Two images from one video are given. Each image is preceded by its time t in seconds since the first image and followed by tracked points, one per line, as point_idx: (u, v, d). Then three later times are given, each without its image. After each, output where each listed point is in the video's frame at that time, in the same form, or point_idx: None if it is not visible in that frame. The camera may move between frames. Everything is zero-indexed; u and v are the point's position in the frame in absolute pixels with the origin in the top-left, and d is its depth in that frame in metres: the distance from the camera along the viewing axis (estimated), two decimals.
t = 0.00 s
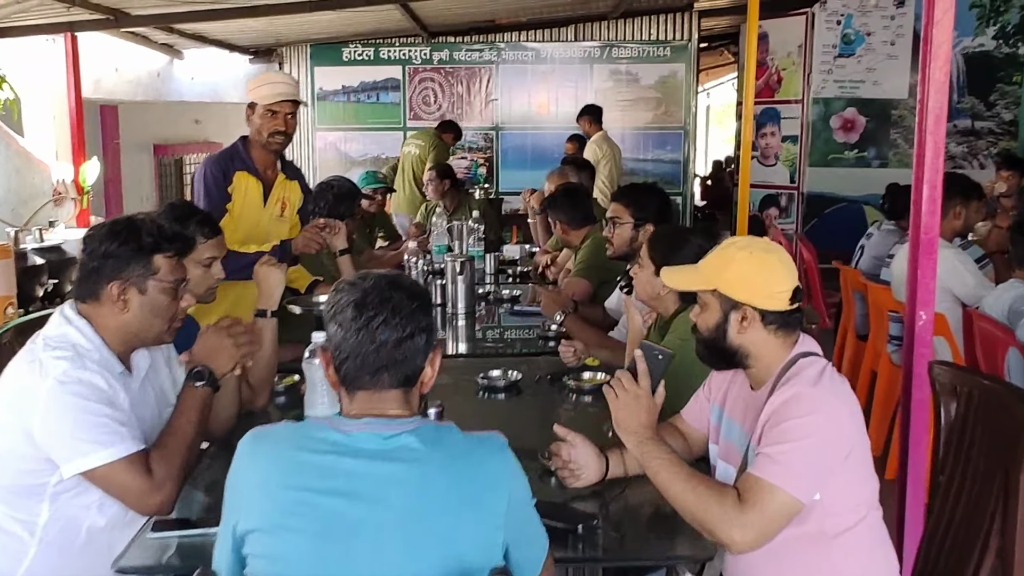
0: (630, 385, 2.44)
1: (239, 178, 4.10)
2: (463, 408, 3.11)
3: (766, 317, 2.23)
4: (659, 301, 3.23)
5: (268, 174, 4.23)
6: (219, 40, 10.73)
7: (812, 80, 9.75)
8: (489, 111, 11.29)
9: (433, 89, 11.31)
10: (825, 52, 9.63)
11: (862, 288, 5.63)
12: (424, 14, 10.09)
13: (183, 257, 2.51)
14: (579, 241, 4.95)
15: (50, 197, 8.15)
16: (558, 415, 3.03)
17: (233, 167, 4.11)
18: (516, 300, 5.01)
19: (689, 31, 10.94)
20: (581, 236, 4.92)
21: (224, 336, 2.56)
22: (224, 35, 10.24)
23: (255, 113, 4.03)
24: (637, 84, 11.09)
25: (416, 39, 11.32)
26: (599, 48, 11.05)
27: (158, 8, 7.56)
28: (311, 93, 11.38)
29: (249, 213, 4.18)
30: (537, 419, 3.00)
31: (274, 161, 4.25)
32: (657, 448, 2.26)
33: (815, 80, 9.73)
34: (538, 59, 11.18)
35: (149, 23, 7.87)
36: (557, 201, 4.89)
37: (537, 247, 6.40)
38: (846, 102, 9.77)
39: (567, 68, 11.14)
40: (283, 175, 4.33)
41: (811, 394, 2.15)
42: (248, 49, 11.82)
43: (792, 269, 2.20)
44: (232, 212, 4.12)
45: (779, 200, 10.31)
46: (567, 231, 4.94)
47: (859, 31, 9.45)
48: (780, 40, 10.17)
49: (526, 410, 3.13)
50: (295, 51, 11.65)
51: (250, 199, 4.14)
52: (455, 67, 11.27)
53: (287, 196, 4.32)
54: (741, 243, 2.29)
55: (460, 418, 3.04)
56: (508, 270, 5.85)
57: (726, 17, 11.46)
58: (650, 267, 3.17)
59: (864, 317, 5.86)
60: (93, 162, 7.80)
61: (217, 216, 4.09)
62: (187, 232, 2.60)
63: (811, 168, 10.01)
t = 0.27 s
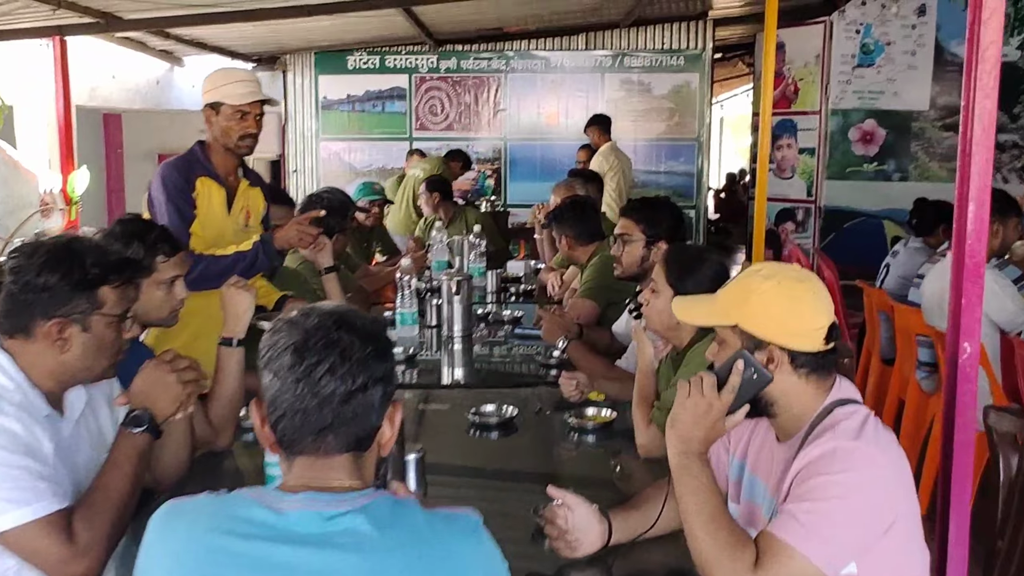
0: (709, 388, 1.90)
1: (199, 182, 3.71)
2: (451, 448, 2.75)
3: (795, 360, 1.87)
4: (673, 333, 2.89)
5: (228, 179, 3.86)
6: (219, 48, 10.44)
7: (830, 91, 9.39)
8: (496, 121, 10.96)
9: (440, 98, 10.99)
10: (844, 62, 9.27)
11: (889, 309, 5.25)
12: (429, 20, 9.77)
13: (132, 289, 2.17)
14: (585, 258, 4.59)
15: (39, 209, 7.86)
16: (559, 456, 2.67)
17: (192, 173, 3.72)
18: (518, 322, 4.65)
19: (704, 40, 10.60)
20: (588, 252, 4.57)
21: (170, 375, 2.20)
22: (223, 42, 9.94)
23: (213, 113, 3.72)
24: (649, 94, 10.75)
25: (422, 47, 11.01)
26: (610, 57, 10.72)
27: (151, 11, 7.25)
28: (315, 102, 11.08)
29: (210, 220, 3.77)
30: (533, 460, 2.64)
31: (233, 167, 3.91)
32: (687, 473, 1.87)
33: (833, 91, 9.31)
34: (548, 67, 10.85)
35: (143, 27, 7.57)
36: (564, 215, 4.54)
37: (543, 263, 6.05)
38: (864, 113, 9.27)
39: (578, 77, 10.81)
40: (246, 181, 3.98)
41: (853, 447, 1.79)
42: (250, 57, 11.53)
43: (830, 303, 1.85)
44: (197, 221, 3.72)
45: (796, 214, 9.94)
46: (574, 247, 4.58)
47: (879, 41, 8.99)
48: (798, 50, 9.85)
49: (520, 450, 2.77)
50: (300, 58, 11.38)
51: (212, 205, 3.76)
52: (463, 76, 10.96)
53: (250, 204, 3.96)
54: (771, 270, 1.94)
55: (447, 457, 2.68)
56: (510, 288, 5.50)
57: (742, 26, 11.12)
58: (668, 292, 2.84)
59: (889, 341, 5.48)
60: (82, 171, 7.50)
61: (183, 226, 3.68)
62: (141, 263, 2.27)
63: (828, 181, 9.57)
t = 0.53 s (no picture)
0: (736, 452, 1.63)
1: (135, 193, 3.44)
2: (432, 495, 2.44)
3: (820, 422, 1.56)
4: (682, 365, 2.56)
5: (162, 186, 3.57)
6: (217, 42, 10.15)
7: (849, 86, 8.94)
8: (503, 117, 10.64)
9: (446, 93, 10.67)
10: (863, 55, 8.82)
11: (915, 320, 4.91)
12: (433, 13, 9.44)
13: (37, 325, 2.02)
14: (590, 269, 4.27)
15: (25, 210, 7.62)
16: (553, 504, 2.36)
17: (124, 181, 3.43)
18: (517, 336, 4.34)
19: (718, 33, 10.25)
20: (591, 263, 4.25)
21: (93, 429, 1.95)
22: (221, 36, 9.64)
23: (146, 113, 3.43)
24: (661, 89, 10.41)
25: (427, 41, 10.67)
26: (621, 51, 10.38)
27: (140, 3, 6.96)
28: (318, 97, 10.78)
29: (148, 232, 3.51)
30: (522, 511, 2.32)
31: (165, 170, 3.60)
32: (691, 553, 1.66)
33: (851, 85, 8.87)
34: (557, 61, 10.52)
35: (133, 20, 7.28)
36: (566, 220, 4.21)
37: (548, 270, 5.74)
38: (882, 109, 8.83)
39: (588, 71, 10.47)
40: (180, 184, 3.68)
41: (889, 535, 1.45)
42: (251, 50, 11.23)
43: (862, 354, 1.55)
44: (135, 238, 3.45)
45: (813, 213, 9.60)
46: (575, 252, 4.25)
47: (900, 33, 8.54)
48: (814, 42, 9.54)
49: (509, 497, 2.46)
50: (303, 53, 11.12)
51: (148, 217, 3.47)
52: (468, 70, 10.62)
53: (186, 208, 3.69)
54: (785, 312, 1.65)
55: (427, 506, 2.37)
56: (510, 296, 5.19)
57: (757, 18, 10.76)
58: (677, 319, 2.51)
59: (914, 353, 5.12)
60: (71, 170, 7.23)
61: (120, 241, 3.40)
62: (49, 298, 2.10)
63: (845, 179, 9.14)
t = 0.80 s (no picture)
0: (717, 519, 1.51)
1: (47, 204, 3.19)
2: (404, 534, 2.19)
3: (824, 487, 1.40)
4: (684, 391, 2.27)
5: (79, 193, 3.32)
6: (227, 44, 9.92)
7: (876, 85, 8.53)
8: (519, 119, 10.35)
9: (461, 95, 10.39)
10: (891, 53, 8.42)
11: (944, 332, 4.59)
12: (446, 13, 9.18)
13: None
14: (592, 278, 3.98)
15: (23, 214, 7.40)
16: (537, 548, 2.08)
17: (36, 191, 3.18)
18: (515, 351, 4.04)
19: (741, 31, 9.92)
20: (594, 272, 3.95)
21: None
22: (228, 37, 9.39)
23: (68, 114, 3.20)
24: (682, 90, 10.09)
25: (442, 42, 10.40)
26: (640, 51, 10.07)
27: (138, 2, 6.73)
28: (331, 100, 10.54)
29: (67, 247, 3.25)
30: (502, 556, 2.05)
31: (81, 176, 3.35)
32: None
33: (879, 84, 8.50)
34: (574, 62, 10.21)
35: (133, 18, 7.05)
36: (566, 227, 3.92)
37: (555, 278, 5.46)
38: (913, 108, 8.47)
39: (606, 72, 10.17)
40: (98, 188, 3.43)
41: None
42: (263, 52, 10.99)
43: (869, 407, 1.40)
44: (54, 249, 3.22)
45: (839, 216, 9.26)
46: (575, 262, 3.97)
47: (929, 30, 8.21)
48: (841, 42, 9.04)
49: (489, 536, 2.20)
50: (316, 54, 10.89)
51: (68, 227, 3.24)
52: (484, 72, 10.34)
53: (108, 214, 3.43)
54: (775, 351, 1.49)
55: (394, 550, 2.08)
56: (513, 307, 4.90)
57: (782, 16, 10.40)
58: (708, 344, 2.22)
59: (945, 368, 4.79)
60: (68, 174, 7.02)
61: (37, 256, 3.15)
62: None
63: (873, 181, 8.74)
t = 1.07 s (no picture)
0: None
1: None
2: None
3: None
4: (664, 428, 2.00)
5: None
6: (253, 31, 9.72)
7: (923, 82, 8.14)
8: (551, 112, 10.07)
9: (492, 86, 10.11)
10: (940, 49, 7.98)
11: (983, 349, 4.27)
12: (475, 2, 8.91)
13: None
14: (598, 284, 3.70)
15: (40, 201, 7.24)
16: None
17: None
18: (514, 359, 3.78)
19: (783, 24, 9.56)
20: (598, 278, 3.69)
21: None
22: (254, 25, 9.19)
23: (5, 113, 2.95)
24: (720, 84, 9.75)
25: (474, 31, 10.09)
26: (677, 43, 9.73)
27: None
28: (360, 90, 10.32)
29: None
30: None
31: None
32: None
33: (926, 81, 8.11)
34: (609, 54, 9.90)
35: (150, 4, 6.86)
36: (569, 230, 3.65)
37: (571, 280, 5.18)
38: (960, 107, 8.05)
39: (642, 64, 9.85)
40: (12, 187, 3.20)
41: None
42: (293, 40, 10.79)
43: (841, 499, 1.16)
44: None
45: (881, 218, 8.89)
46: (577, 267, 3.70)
47: (982, 24, 7.74)
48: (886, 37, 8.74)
49: None
50: (347, 42, 10.70)
51: None
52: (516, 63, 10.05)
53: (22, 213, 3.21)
54: (728, 418, 1.23)
55: None
56: (522, 311, 4.63)
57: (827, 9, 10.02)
58: (686, 377, 1.97)
59: (982, 386, 4.45)
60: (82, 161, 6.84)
61: None
62: None
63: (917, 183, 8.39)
